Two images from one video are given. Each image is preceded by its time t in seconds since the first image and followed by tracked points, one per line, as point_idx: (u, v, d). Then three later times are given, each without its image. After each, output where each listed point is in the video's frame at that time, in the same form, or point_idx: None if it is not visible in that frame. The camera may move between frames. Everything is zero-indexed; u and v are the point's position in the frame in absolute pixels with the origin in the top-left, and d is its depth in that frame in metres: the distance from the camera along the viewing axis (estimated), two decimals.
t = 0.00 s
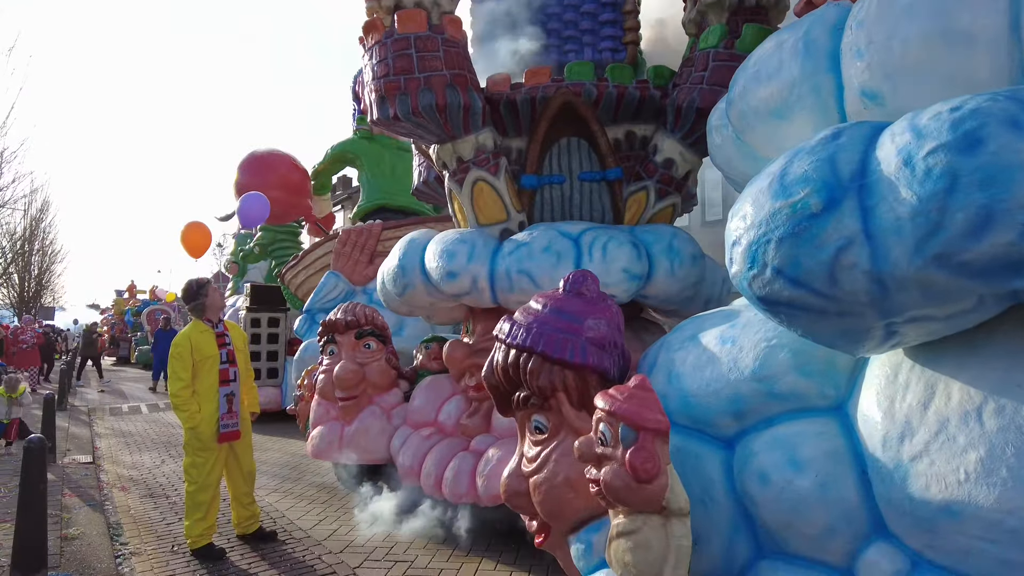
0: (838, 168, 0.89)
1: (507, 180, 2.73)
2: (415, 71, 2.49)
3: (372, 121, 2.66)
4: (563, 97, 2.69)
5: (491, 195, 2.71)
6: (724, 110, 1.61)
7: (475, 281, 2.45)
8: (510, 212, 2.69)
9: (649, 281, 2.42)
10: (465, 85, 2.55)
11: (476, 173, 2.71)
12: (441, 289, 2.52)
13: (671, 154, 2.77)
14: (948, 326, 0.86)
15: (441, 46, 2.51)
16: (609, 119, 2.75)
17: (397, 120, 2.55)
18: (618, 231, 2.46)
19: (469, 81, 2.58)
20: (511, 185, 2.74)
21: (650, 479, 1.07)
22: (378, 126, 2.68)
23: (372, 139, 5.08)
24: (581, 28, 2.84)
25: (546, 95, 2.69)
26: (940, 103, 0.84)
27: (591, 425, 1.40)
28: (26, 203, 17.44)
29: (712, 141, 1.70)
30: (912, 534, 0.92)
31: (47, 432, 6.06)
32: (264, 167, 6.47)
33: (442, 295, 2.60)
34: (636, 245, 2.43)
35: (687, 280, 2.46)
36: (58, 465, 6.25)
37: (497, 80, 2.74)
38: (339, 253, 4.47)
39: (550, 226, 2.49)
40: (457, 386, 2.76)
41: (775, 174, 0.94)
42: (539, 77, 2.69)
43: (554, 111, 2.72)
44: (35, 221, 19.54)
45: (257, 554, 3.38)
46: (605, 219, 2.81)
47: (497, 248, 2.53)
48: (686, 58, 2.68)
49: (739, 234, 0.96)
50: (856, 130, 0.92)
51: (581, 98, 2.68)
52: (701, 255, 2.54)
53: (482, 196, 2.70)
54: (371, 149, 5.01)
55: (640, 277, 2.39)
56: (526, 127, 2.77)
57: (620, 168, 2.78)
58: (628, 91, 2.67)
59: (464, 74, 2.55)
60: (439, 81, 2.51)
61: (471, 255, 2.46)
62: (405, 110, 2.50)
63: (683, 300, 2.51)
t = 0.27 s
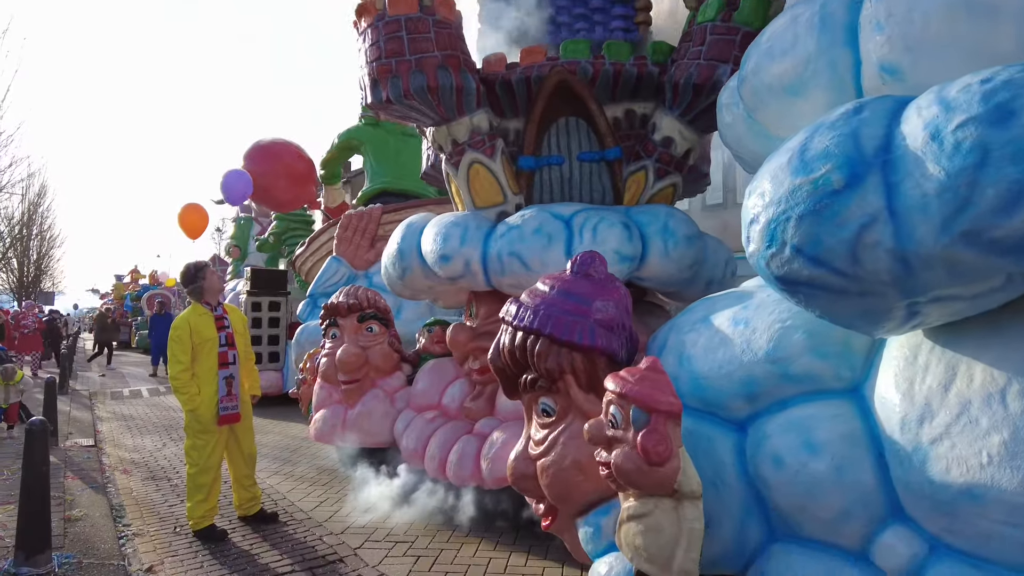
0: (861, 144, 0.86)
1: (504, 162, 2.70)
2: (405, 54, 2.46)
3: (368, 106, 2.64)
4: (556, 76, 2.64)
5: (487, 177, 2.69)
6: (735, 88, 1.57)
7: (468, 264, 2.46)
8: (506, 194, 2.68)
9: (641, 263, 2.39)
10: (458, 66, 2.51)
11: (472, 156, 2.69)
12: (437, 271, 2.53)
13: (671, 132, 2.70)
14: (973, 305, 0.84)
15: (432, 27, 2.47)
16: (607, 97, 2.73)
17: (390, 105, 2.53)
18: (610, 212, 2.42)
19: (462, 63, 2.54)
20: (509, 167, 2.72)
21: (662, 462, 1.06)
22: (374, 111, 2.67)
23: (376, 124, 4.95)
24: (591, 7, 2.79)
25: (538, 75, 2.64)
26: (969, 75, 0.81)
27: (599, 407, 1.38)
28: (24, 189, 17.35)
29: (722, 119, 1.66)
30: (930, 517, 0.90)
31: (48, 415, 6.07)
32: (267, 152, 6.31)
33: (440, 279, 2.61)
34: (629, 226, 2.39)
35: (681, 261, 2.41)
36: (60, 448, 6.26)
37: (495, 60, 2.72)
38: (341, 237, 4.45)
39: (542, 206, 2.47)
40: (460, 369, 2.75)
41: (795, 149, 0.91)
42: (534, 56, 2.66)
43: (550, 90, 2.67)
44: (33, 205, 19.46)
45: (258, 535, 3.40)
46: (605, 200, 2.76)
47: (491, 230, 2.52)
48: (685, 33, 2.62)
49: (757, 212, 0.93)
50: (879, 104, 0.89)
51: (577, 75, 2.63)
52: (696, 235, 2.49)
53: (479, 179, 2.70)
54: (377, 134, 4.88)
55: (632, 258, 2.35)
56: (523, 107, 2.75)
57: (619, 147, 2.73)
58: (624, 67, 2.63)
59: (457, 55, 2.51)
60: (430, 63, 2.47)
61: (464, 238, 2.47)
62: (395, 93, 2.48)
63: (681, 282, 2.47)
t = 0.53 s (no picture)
0: (888, 121, 0.83)
1: (501, 145, 2.71)
2: (397, 38, 2.48)
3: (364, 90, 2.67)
4: (550, 58, 2.57)
5: (486, 162, 2.72)
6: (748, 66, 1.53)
7: (462, 248, 2.43)
8: (503, 176, 2.70)
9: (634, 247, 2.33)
10: (451, 49, 2.53)
11: (469, 139, 2.72)
12: (433, 256, 2.52)
13: (670, 112, 2.64)
14: (1001, 289, 0.82)
15: (425, 10, 2.48)
16: (606, 78, 2.66)
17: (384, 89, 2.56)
18: (605, 194, 2.37)
19: (456, 45, 2.55)
20: (506, 149, 2.72)
21: (676, 448, 1.04)
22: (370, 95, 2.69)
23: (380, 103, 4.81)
24: None
25: (533, 56, 2.59)
26: (1003, 50, 0.78)
27: (609, 392, 1.36)
28: (21, 173, 17.26)
29: (734, 100, 1.63)
30: (951, 504, 0.89)
31: (50, 399, 6.08)
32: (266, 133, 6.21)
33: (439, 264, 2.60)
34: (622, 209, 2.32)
35: (677, 245, 2.33)
36: (62, 432, 6.27)
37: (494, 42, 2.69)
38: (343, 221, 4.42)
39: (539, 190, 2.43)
40: (464, 353, 2.74)
41: (818, 127, 0.88)
42: (530, 37, 2.62)
43: (546, 72, 2.61)
44: (31, 189, 19.38)
45: (260, 517, 3.41)
46: (605, 183, 2.74)
47: (486, 214, 2.49)
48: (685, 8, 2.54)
49: (778, 191, 0.91)
50: (907, 80, 0.86)
51: (573, 56, 2.56)
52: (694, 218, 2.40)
53: (476, 161, 2.72)
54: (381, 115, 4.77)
55: (623, 242, 2.29)
56: (521, 89, 2.70)
57: (619, 128, 2.69)
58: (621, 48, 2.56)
59: (450, 38, 2.52)
60: (423, 46, 2.49)
61: (458, 222, 2.44)
62: (389, 77, 2.50)
63: (680, 266, 2.41)
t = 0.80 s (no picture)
0: (918, 101, 0.80)
1: (499, 131, 2.65)
2: (392, 25, 2.49)
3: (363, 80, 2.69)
4: (546, 41, 2.56)
5: (482, 147, 2.64)
6: (762, 48, 1.50)
7: (456, 236, 2.40)
8: (501, 163, 2.63)
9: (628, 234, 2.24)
10: (446, 35, 2.51)
11: (466, 125, 2.65)
12: (429, 243, 2.50)
13: (669, 95, 2.55)
14: None
15: None
16: (604, 61, 2.61)
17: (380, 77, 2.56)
18: (599, 179, 2.29)
19: (452, 30, 2.53)
20: (504, 135, 2.66)
21: (693, 439, 1.02)
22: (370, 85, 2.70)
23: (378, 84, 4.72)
24: None
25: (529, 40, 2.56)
26: None
27: (620, 381, 1.34)
28: (19, 159, 17.15)
29: (747, 83, 1.59)
30: (976, 496, 0.87)
31: (51, 386, 6.07)
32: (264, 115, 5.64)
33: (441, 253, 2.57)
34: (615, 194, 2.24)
35: (673, 232, 2.24)
36: (64, 419, 6.27)
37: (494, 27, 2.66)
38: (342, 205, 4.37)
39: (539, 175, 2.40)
40: (467, 341, 2.72)
41: (843, 108, 0.85)
42: (526, 21, 2.61)
43: (543, 57, 2.59)
44: (29, 176, 19.31)
45: (262, 504, 3.40)
46: (606, 167, 2.68)
47: (480, 202, 2.46)
48: None
49: (802, 174, 0.88)
50: (937, 59, 0.83)
51: (569, 38, 2.54)
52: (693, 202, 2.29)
53: (474, 149, 2.65)
54: (380, 97, 4.66)
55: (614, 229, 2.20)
56: (520, 74, 2.67)
57: (620, 111, 2.64)
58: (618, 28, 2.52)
59: (445, 24, 2.51)
60: (417, 32, 2.48)
61: (452, 210, 2.42)
62: (383, 65, 2.51)
63: (678, 253, 2.31)
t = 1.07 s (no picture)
0: (952, 87, 0.77)
1: (498, 122, 2.61)
2: (387, 16, 2.46)
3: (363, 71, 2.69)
4: (541, 31, 2.49)
5: (481, 139, 2.62)
6: (778, 35, 1.47)
7: (452, 229, 2.39)
8: (500, 155, 2.61)
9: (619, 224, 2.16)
10: (441, 25, 2.48)
11: (465, 117, 2.63)
12: (427, 236, 2.50)
13: (669, 82, 2.48)
14: None
15: None
16: (602, 48, 2.53)
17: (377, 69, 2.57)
18: (592, 169, 2.23)
19: (447, 20, 2.50)
20: (504, 126, 2.63)
21: (710, 434, 1.00)
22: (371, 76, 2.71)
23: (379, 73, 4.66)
24: None
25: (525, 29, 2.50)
26: None
27: (632, 374, 1.32)
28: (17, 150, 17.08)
29: (761, 71, 1.56)
30: (1002, 493, 0.86)
31: (52, 377, 6.07)
32: (263, 105, 5.55)
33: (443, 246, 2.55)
34: (607, 184, 2.17)
35: (667, 223, 2.14)
36: (65, 410, 6.26)
37: (491, 17, 2.66)
38: (343, 196, 4.34)
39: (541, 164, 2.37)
40: (472, 333, 2.70)
41: (871, 94, 0.82)
42: (523, 10, 2.58)
43: (539, 46, 2.53)
44: (28, 167, 19.24)
45: (264, 495, 3.39)
46: (606, 157, 2.65)
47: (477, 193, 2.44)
48: None
49: (827, 164, 0.85)
50: (971, 43, 0.80)
51: (565, 27, 2.48)
52: (690, 191, 2.19)
53: (473, 140, 2.63)
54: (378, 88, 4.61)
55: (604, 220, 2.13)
56: (518, 64, 2.61)
57: (619, 100, 2.57)
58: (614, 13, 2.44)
59: (440, 14, 2.48)
60: (412, 24, 2.46)
61: (448, 201, 2.41)
62: (379, 58, 2.50)
63: (676, 244, 2.23)
